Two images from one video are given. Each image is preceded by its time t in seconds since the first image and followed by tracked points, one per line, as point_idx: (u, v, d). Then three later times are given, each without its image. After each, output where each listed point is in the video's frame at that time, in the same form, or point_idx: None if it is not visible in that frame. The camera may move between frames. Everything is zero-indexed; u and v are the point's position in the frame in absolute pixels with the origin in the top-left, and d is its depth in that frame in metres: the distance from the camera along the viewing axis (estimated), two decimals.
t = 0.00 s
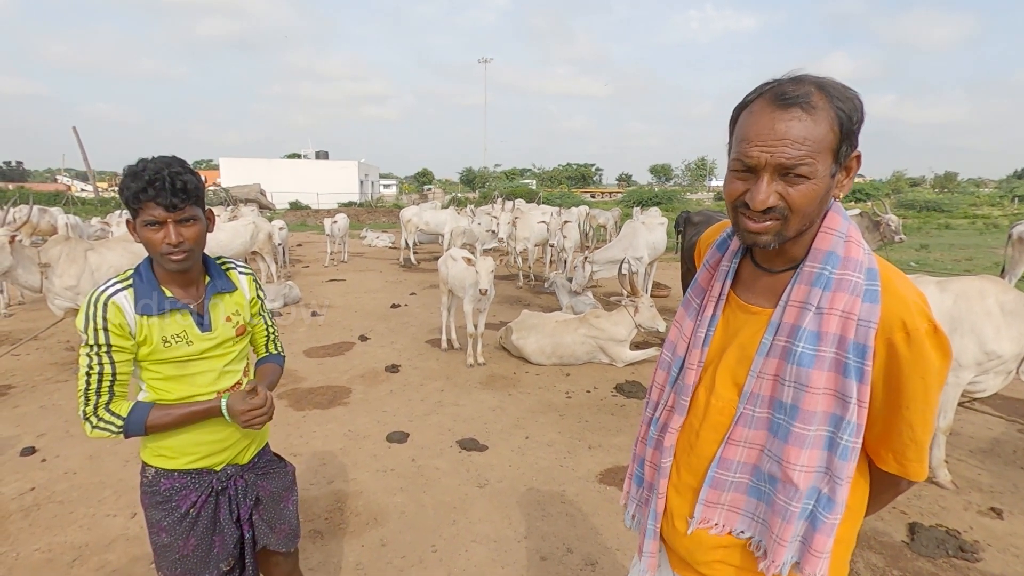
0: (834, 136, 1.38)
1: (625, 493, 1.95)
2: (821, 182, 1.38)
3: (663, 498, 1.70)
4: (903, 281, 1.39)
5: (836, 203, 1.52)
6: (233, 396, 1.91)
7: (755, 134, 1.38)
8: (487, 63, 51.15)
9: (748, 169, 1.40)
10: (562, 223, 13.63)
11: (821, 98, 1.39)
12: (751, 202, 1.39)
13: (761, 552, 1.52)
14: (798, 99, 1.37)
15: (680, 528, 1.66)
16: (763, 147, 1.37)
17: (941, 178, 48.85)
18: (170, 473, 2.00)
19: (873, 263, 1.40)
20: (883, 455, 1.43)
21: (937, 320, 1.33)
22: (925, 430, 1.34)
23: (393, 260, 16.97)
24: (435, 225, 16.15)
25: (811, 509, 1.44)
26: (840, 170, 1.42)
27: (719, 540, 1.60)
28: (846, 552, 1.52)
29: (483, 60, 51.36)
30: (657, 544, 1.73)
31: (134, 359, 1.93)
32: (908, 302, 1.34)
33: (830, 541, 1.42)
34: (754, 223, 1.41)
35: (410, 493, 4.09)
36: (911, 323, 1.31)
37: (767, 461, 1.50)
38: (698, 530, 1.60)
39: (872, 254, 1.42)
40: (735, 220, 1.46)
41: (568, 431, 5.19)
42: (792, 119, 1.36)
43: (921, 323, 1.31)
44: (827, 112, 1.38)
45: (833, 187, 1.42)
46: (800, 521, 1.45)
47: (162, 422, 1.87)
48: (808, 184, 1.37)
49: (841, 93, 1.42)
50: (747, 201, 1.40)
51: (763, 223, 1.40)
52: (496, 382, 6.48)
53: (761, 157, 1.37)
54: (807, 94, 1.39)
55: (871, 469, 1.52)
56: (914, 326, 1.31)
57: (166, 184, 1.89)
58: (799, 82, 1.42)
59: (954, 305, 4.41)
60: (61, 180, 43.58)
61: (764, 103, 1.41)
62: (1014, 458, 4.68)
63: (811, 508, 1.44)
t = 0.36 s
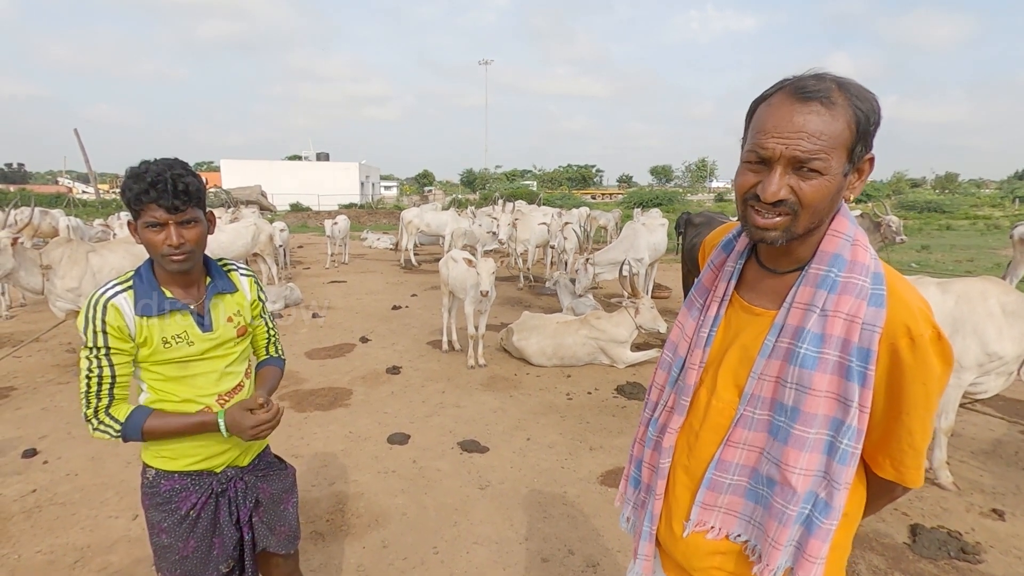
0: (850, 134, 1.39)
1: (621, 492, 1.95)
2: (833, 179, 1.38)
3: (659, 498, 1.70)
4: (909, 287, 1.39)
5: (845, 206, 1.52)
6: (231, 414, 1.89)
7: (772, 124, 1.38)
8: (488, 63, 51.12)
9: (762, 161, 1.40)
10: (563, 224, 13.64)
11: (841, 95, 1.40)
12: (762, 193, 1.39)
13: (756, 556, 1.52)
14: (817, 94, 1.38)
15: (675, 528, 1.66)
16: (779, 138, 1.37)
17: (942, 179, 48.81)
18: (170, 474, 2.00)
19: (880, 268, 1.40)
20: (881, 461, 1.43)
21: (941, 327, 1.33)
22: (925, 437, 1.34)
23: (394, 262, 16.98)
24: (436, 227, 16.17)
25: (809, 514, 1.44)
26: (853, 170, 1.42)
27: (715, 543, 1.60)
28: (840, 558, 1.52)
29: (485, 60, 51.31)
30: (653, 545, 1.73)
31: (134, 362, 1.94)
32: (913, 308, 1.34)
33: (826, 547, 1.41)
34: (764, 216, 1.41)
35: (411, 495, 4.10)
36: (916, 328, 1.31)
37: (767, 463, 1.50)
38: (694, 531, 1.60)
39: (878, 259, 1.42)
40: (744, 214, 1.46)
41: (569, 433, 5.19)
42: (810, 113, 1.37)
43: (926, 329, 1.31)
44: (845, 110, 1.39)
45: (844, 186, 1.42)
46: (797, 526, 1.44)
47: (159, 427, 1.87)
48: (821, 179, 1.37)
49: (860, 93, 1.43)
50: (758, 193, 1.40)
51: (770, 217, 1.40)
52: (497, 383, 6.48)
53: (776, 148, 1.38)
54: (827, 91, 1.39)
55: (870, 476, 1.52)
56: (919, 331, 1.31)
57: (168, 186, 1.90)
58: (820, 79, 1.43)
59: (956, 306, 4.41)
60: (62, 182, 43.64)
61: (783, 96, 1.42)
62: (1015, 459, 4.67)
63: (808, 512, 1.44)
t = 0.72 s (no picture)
0: (856, 121, 1.38)
1: (627, 484, 1.95)
2: (837, 167, 1.37)
3: (667, 492, 1.70)
4: (914, 276, 1.39)
5: (849, 194, 1.52)
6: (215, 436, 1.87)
7: (777, 110, 1.38)
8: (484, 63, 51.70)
9: (766, 147, 1.40)
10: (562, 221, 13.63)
11: (847, 81, 1.39)
12: (766, 180, 1.38)
13: (767, 547, 1.53)
14: (823, 80, 1.38)
15: (684, 520, 1.66)
16: (783, 124, 1.37)
17: (942, 164, 48.63)
18: (174, 481, 2.01)
19: (885, 258, 1.40)
20: (884, 445, 1.45)
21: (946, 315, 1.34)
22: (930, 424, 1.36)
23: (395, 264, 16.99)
24: (435, 228, 16.17)
25: (819, 504, 1.44)
26: (858, 158, 1.41)
27: (725, 535, 1.60)
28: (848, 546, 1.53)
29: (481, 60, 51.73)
30: (661, 538, 1.73)
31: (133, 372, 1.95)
32: (920, 297, 1.34)
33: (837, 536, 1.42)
34: (767, 203, 1.41)
35: (418, 495, 4.11)
36: (923, 317, 1.32)
37: (776, 456, 1.50)
38: (703, 524, 1.60)
39: (883, 248, 1.42)
40: (747, 202, 1.46)
41: (574, 429, 5.19)
42: (816, 98, 1.36)
43: (932, 318, 1.32)
44: (852, 96, 1.38)
45: (849, 174, 1.41)
46: (808, 516, 1.45)
47: (155, 438, 1.88)
48: (825, 166, 1.36)
49: (867, 79, 1.42)
50: (760, 180, 1.40)
51: (774, 205, 1.40)
52: (501, 382, 6.48)
53: (780, 134, 1.37)
54: (833, 76, 1.39)
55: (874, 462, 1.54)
56: (925, 321, 1.32)
57: (167, 194, 1.90)
58: (827, 64, 1.42)
59: (958, 290, 4.41)
60: (63, 195, 43.72)
61: (789, 81, 1.41)
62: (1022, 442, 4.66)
63: (819, 503, 1.44)
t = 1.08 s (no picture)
0: (859, 125, 1.39)
1: (624, 476, 1.96)
2: (838, 168, 1.37)
3: (663, 483, 1.70)
4: (905, 277, 1.41)
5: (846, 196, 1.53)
6: (222, 431, 1.88)
7: (783, 110, 1.38)
8: (485, 62, 51.87)
9: (770, 146, 1.41)
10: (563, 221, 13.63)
11: (852, 85, 1.40)
12: (767, 177, 1.39)
13: (759, 537, 1.53)
14: (829, 82, 1.39)
15: (679, 511, 1.67)
16: (788, 123, 1.37)
17: (943, 167, 48.64)
18: (175, 477, 2.01)
19: (878, 257, 1.41)
20: (872, 441, 1.48)
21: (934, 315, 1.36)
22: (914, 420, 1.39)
23: (396, 262, 16.99)
24: (436, 227, 16.17)
25: (810, 496, 1.45)
26: (858, 160, 1.42)
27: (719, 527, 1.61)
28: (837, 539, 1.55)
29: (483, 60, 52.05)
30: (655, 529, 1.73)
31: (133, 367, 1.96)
32: (909, 296, 1.36)
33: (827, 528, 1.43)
34: (766, 202, 1.41)
35: (417, 493, 4.11)
36: (912, 317, 1.34)
37: (769, 448, 1.51)
38: (697, 515, 1.61)
39: (876, 248, 1.43)
40: (748, 199, 1.46)
41: (573, 428, 5.19)
42: (821, 100, 1.37)
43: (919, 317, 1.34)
44: (855, 99, 1.39)
45: (848, 176, 1.42)
46: (800, 509, 1.45)
47: (158, 432, 1.88)
48: (826, 167, 1.37)
49: (872, 83, 1.43)
50: (763, 177, 1.40)
51: (775, 202, 1.40)
52: (501, 381, 6.49)
53: (785, 134, 1.38)
54: (839, 79, 1.40)
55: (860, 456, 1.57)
56: (914, 321, 1.34)
57: (168, 190, 1.90)
58: (833, 66, 1.43)
59: (958, 293, 4.41)
60: (63, 189, 43.74)
61: (796, 82, 1.42)
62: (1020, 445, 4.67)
63: (810, 495, 1.45)
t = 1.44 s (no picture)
0: (803, 108, 1.45)
1: (627, 480, 1.94)
2: (790, 149, 1.43)
3: (668, 479, 1.69)
4: (874, 248, 1.45)
5: (805, 179, 1.58)
6: (227, 433, 1.89)
7: (731, 103, 1.45)
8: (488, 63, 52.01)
9: (726, 137, 1.46)
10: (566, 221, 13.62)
11: (790, 75, 1.47)
12: (728, 167, 1.44)
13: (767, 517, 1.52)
14: (768, 74, 1.46)
15: (684, 504, 1.65)
16: (738, 115, 1.44)
17: (948, 168, 48.42)
18: (176, 476, 2.01)
19: (846, 232, 1.46)
20: (863, 412, 1.51)
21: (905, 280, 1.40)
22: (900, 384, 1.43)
23: (399, 261, 16.99)
24: (439, 226, 16.16)
25: (811, 467, 1.45)
26: (808, 141, 1.48)
27: (728, 513, 1.59)
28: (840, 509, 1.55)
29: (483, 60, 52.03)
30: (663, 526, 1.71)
31: (135, 366, 1.96)
32: (879, 264, 1.40)
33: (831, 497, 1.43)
34: (731, 189, 1.46)
35: (418, 492, 4.11)
36: (885, 284, 1.37)
37: (767, 427, 1.51)
38: (706, 503, 1.59)
39: (844, 225, 1.48)
40: (713, 190, 1.51)
41: (574, 428, 5.19)
42: (765, 90, 1.44)
43: (893, 283, 1.38)
44: (795, 87, 1.46)
45: (801, 157, 1.48)
46: (802, 481, 1.45)
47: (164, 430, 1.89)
48: (780, 150, 1.43)
49: (808, 73, 1.50)
50: (724, 167, 1.45)
51: (739, 188, 1.45)
52: (503, 380, 6.49)
53: (738, 124, 1.44)
54: (777, 71, 1.47)
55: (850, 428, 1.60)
56: (889, 289, 1.37)
57: (169, 188, 1.90)
58: (771, 61, 1.51)
59: (962, 295, 4.39)
60: (68, 187, 43.87)
61: (741, 79, 1.49)
62: None
63: (810, 466, 1.45)
